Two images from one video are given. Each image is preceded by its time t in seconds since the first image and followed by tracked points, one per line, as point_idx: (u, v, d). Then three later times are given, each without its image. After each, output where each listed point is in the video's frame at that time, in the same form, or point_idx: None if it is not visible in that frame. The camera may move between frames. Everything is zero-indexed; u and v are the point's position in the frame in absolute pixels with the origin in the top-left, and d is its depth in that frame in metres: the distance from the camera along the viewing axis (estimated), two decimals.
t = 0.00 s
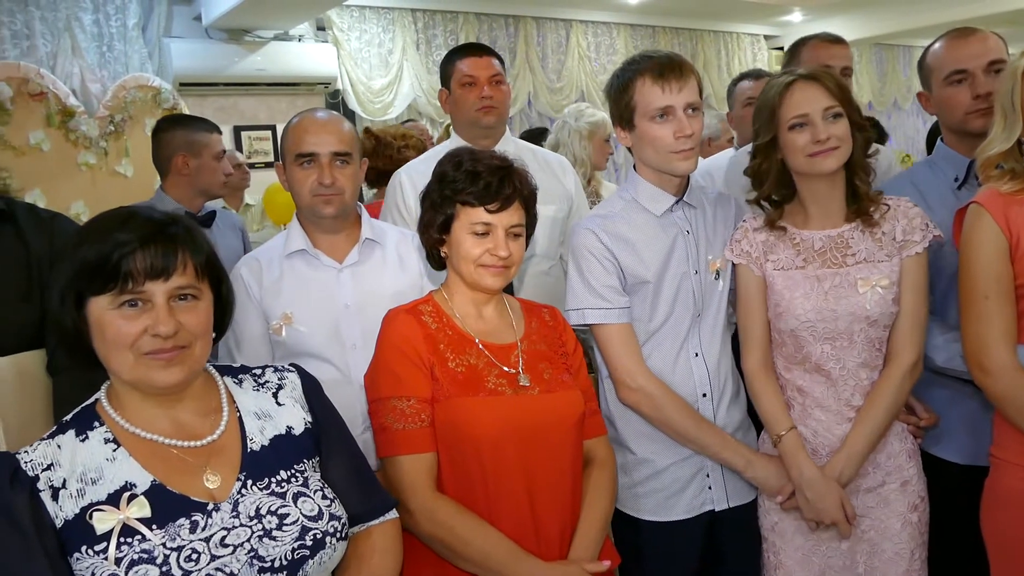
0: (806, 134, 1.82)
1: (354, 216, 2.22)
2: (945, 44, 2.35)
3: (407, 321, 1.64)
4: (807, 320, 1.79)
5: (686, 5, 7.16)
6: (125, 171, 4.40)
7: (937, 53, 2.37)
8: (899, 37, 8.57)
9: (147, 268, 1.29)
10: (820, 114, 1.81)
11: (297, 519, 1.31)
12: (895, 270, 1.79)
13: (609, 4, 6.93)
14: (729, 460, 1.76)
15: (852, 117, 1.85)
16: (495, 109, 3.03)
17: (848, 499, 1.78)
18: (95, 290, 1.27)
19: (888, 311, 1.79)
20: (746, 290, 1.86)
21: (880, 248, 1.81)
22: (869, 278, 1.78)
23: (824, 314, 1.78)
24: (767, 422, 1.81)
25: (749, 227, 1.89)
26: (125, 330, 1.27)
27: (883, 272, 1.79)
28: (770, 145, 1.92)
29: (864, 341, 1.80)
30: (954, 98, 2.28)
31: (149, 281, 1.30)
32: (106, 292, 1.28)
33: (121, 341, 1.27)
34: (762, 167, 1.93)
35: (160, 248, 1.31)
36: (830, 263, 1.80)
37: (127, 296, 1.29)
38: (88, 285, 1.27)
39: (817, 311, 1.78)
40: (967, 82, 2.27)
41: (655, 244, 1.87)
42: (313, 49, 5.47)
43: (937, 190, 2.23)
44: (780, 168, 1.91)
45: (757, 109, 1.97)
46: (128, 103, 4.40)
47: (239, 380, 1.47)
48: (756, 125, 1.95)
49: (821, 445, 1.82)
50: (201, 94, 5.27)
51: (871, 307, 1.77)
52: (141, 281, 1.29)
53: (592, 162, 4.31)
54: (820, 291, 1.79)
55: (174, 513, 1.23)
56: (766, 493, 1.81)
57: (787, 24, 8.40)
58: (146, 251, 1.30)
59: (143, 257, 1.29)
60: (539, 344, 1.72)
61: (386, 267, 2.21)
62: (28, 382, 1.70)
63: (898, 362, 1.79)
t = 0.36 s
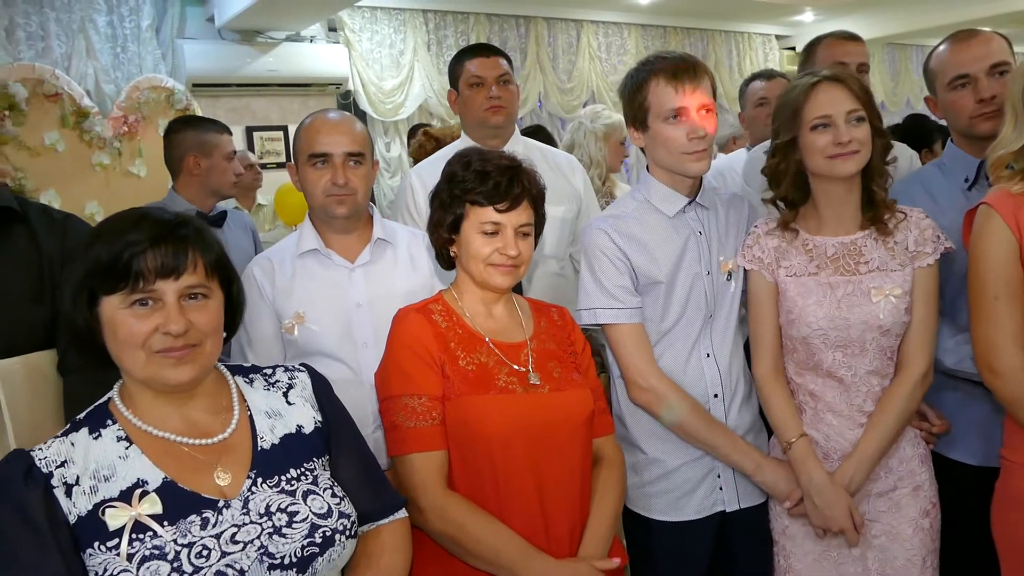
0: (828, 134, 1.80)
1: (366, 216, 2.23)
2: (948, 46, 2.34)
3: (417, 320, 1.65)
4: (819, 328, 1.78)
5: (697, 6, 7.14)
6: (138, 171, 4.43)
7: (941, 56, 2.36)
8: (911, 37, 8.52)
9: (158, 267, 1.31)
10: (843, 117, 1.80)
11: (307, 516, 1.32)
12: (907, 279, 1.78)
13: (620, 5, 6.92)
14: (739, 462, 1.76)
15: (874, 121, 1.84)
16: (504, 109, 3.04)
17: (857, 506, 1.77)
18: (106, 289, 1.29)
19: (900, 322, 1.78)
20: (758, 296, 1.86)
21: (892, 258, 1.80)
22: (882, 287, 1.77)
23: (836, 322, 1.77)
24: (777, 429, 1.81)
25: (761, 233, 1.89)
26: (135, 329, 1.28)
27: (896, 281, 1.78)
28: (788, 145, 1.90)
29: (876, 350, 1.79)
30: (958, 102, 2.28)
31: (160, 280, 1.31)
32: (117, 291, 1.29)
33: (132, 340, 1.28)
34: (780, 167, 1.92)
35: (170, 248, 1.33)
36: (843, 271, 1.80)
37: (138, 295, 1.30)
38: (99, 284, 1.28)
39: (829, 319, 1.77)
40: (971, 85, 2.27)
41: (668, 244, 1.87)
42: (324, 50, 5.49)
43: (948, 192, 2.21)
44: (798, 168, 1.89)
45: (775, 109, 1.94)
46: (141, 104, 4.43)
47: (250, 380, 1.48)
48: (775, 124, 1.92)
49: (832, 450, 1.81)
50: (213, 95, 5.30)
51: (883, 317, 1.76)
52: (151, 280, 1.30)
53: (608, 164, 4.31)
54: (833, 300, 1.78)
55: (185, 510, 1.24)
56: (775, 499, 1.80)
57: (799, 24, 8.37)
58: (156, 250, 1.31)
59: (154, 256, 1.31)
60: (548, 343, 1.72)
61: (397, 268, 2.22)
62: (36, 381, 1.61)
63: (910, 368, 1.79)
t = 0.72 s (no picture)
0: (864, 126, 1.79)
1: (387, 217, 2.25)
2: (967, 49, 2.31)
3: (432, 321, 1.65)
4: (843, 327, 1.76)
5: (717, 6, 7.11)
6: (160, 172, 4.47)
7: (961, 58, 2.33)
8: (934, 37, 8.44)
9: (177, 266, 1.32)
10: (880, 109, 1.79)
11: (326, 515, 1.33)
12: (923, 277, 1.79)
13: (639, 6, 6.91)
14: (759, 463, 1.74)
15: (905, 122, 1.84)
16: (520, 110, 3.03)
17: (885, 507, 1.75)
18: (128, 288, 1.31)
19: (921, 318, 1.79)
20: (771, 299, 1.83)
21: (907, 256, 1.80)
22: (903, 285, 1.77)
23: (859, 321, 1.76)
24: (798, 432, 1.79)
25: (777, 228, 1.86)
26: (157, 327, 1.30)
27: (915, 278, 1.78)
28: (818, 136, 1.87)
29: (897, 348, 1.79)
30: (978, 107, 2.25)
31: (179, 279, 1.32)
32: (138, 290, 1.31)
33: (153, 339, 1.29)
34: (807, 157, 1.88)
35: (189, 246, 1.34)
36: (862, 268, 1.78)
37: (159, 294, 1.32)
38: (121, 283, 1.30)
39: (853, 317, 1.76)
40: (991, 91, 2.24)
41: (690, 246, 1.86)
42: (343, 51, 5.52)
43: (971, 195, 2.19)
44: (825, 162, 1.87)
45: (803, 100, 1.93)
46: (163, 105, 4.48)
47: (270, 378, 1.49)
48: (806, 114, 1.90)
49: (854, 451, 1.79)
50: (234, 96, 5.34)
51: (906, 314, 1.76)
52: (171, 278, 1.32)
53: (627, 165, 4.30)
54: (855, 297, 1.76)
55: (206, 508, 1.25)
56: (798, 500, 1.79)
57: (819, 25, 8.31)
58: (176, 249, 1.32)
59: (173, 255, 1.32)
60: (563, 344, 1.73)
61: (417, 268, 2.23)
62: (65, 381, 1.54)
63: (925, 365, 1.80)
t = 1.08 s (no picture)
0: (880, 130, 1.76)
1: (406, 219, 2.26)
2: (994, 51, 2.19)
3: (449, 325, 1.66)
4: (863, 331, 1.75)
5: (737, 7, 7.07)
6: (182, 174, 4.51)
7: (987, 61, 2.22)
8: (958, 36, 8.33)
9: (194, 265, 1.33)
10: (896, 113, 1.77)
11: (345, 517, 1.33)
12: (944, 280, 1.76)
13: (659, 7, 6.88)
14: (780, 467, 1.73)
15: (922, 122, 1.82)
16: (542, 112, 3.03)
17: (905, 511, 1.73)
18: (146, 288, 1.32)
19: (942, 322, 1.76)
20: (790, 300, 1.81)
21: (928, 258, 1.77)
22: (924, 288, 1.74)
23: (880, 325, 1.74)
24: (819, 435, 1.76)
25: (795, 231, 1.84)
26: (174, 327, 1.31)
27: (936, 282, 1.75)
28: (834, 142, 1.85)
29: (918, 352, 1.76)
30: (1007, 115, 2.17)
31: (197, 278, 1.34)
32: (156, 290, 1.32)
33: (171, 338, 1.31)
34: (824, 163, 1.86)
35: (207, 246, 1.35)
36: (883, 272, 1.76)
37: (177, 294, 1.33)
38: (139, 283, 1.32)
39: (873, 321, 1.74)
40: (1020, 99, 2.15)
41: (709, 247, 1.85)
42: (363, 54, 5.55)
43: (997, 197, 2.16)
44: (843, 167, 1.84)
45: (818, 104, 1.91)
46: (185, 108, 4.52)
47: (290, 379, 1.50)
48: (821, 120, 1.88)
49: (876, 455, 1.77)
50: (255, 98, 5.39)
51: (928, 317, 1.74)
52: (189, 277, 1.33)
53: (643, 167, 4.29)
54: (874, 301, 1.74)
55: (224, 509, 1.26)
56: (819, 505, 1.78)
57: (841, 24, 8.23)
58: (193, 248, 1.34)
59: (190, 254, 1.33)
60: (582, 347, 1.72)
61: (437, 269, 2.23)
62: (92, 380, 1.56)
63: (948, 371, 1.76)
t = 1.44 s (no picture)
0: (871, 137, 1.76)
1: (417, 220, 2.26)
2: (1009, 49, 2.15)
3: (465, 325, 1.65)
4: (871, 331, 1.74)
5: (750, 6, 7.04)
6: (196, 176, 4.52)
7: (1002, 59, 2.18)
8: (974, 35, 8.26)
9: (208, 272, 1.34)
10: (885, 117, 1.75)
11: (353, 521, 1.33)
12: (963, 279, 1.72)
13: (671, 7, 6.87)
14: (792, 469, 1.71)
15: (919, 119, 1.78)
16: (554, 111, 3.03)
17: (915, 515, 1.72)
18: (160, 294, 1.32)
19: (958, 322, 1.72)
20: (807, 300, 1.81)
21: (946, 258, 1.74)
22: (937, 288, 1.71)
23: (889, 324, 1.73)
24: (829, 435, 1.77)
25: (809, 233, 1.84)
26: (188, 335, 1.31)
27: (952, 281, 1.72)
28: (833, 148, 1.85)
29: (931, 353, 1.74)
30: None
31: (210, 285, 1.34)
32: (169, 296, 1.33)
33: (183, 345, 1.31)
34: (827, 170, 1.86)
35: (220, 253, 1.36)
36: (897, 271, 1.74)
37: (190, 300, 1.34)
38: (152, 289, 1.32)
39: (882, 321, 1.73)
40: None
41: (722, 247, 1.84)
42: (374, 55, 5.56)
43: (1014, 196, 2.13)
44: (845, 171, 1.83)
45: (817, 111, 1.91)
46: (199, 110, 4.53)
47: (302, 382, 1.50)
48: (819, 128, 1.88)
49: (888, 456, 1.76)
50: (268, 101, 5.41)
51: (939, 319, 1.71)
52: (202, 285, 1.33)
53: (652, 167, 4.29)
54: (885, 301, 1.73)
55: (232, 512, 1.26)
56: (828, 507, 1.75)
57: (855, 24, 8.18)
58: (207, 255, 1.34)
59: (204, 262, 1.34)
60: (598, 348, 1.71)
61: (449, 271, 2.23)
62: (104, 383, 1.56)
63: (967, 371, 1.73)
